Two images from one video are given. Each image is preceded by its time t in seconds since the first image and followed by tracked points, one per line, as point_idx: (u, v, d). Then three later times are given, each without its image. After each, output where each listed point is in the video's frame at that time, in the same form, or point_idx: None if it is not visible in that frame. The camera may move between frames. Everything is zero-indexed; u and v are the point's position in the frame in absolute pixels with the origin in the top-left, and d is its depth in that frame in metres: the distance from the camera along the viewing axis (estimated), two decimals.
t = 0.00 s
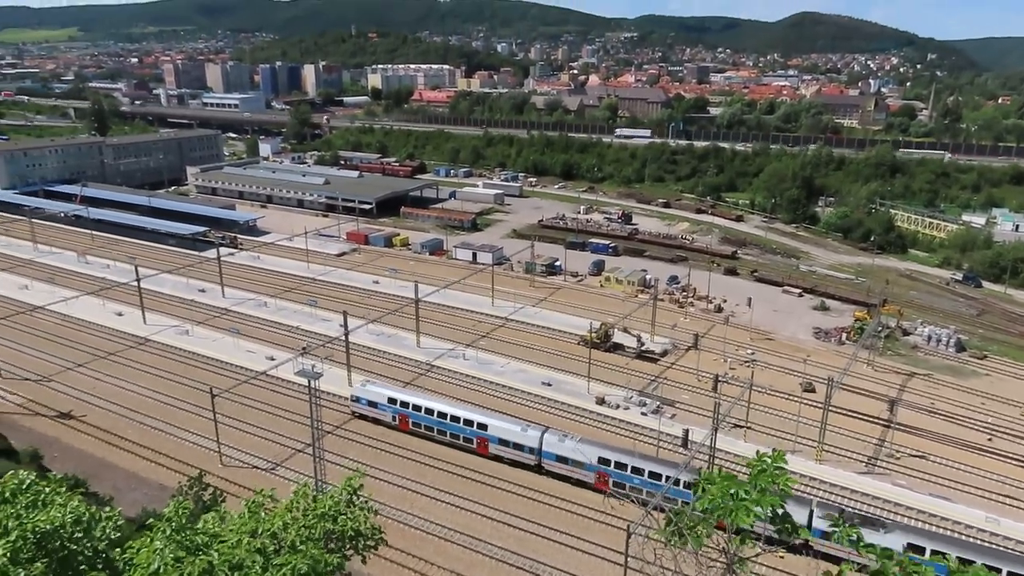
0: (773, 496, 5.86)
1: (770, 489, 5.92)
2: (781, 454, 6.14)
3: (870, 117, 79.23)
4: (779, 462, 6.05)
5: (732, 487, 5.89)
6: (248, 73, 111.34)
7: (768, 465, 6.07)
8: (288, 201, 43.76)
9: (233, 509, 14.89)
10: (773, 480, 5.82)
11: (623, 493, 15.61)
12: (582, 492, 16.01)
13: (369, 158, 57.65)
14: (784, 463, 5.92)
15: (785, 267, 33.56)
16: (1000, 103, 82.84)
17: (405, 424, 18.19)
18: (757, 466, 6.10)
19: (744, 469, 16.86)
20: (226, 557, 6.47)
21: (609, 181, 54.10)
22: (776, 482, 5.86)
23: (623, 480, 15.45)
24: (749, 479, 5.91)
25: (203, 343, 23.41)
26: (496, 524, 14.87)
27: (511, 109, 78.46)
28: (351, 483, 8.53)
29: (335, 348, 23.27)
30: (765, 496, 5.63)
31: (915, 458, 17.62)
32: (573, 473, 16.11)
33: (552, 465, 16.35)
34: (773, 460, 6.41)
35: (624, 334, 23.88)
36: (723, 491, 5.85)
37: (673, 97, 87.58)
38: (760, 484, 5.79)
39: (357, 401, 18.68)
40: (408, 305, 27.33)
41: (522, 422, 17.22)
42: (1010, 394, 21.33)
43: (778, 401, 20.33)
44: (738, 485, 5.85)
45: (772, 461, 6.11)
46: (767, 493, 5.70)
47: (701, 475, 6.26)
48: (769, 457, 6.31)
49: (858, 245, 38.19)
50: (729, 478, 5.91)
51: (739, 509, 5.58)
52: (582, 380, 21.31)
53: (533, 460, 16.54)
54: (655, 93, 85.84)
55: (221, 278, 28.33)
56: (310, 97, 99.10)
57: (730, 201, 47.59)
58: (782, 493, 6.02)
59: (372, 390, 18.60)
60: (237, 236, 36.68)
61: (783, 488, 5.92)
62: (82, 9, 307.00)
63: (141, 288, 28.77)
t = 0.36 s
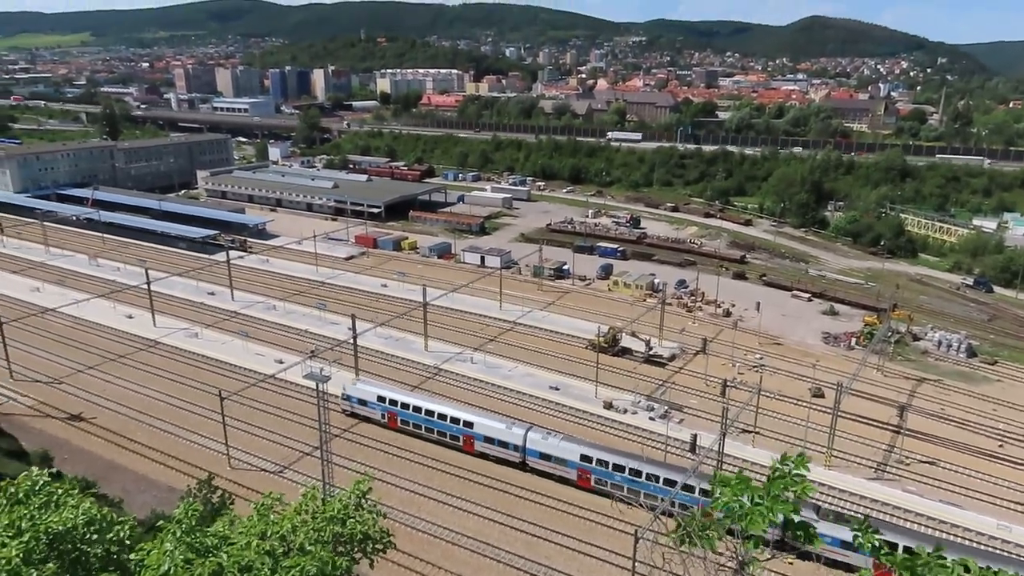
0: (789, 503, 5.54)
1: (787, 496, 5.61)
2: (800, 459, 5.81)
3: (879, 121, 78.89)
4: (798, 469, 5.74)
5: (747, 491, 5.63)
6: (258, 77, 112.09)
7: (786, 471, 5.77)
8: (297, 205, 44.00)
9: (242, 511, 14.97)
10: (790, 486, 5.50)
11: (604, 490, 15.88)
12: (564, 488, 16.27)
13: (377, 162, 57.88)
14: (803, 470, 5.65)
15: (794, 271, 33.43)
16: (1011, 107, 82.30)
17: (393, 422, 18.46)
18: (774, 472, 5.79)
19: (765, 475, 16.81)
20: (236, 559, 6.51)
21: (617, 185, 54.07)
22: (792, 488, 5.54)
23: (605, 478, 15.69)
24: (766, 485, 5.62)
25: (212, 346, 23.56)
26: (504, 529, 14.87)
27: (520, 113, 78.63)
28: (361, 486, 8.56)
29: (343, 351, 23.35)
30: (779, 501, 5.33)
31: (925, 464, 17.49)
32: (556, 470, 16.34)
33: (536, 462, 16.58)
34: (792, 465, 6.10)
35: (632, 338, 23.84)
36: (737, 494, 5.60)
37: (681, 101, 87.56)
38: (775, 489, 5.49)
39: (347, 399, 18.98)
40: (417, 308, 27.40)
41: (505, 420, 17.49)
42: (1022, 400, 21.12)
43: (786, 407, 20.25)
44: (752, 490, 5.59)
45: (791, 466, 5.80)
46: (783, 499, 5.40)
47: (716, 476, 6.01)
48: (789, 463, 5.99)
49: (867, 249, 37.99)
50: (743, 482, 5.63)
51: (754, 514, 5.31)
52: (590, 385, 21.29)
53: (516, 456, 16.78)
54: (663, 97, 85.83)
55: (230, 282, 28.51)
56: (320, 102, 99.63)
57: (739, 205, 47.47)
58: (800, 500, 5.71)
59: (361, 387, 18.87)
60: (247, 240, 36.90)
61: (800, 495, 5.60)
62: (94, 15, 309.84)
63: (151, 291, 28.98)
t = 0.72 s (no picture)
0: (802, 513, 5.41)
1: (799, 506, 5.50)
2: (815, 468, 5.68)
3: (889, 125, 78.48)
4: (812, 477, 5.62)
5: (758, 500, 5.53)
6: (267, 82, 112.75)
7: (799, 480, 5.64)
8: (306, 209, 44.17)
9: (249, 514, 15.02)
10: (804, 495, 5.39)
11: (587, 487, 16.06)
12: (547, 486, 16.49)
13: (386, 166, 58.06)
14: (816, 479, 5.55)
15: (803, 276, 33.28)
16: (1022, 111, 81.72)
17: (383, 420, 18.71)
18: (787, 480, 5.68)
19: (776, 481, 16.70)
20: (244, 562, 6.52)
21: (625, 189, 54.02)
22: (805, 497, 5.43)
23: (588, 475, 15.91)
24: (780, 493, 5.53)
25: (220, 349, 23.65)
26: (510, 533, 14.84)
27: (528, 117, 78.78)
28: (368, 490, 8.56)
29: (351, 354, 23.39)
30: (790, 510, 5.22)
31: (936, 470, 17.34)
32: (539, 468, 16.58)
33: (521, 460, 16.81)
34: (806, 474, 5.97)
35: (640, 342, 23.76)
36: (748, 502, 5.52)
37: (690, 105, 87.43)
38: (788, 498, 5.38)
39: (339, 396, 19.29)
40: (424, 312, 27.42)
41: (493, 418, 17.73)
42: None
43: (796, 412, 20.14)
44: (763, 500, 5.49)
45: (805, 475, 5.69)
46: (796, 508, 5.30)
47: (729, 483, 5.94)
48: (802, 472, 5.88)
49: (877, 254, 37.77)
50: (757, 489, 5.54)
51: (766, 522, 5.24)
52: (597, 389, 21.24)
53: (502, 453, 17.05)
54: (672, 101, 85.74)
55: (238, 285, 28.63)
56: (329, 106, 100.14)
57: (747, 210, 47.32)
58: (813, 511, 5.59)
59: (353, 385, 19.14)
60: (256, 243, 37.05)
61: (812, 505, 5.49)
62: (107, 20, 312.92)
63: (161, 294, 29.14)
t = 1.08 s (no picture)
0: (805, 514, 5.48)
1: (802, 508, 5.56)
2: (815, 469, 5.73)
3: (894, 127, 78.36)
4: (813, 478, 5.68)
5: (763, 501, 5.58)
6: (273, 84, 113.26)
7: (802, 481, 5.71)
8: (311, 211, 44.31)
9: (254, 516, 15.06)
10: (806, 496, 5.46)
11: (569, 482, 16.29)
12: (544, 485, 16.58)
13: (390, 169, 58.18)
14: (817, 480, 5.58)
15: (808, 278, 33.23)
16: None
17: (369, 416, 19.05)
18: (790, 483, 5.74)
19: (779, 482, 16.67)
20: (249, 561, 6.55)
21: (630, 191, 54.02)
22: (808, 499, 5.49)
23: (567, 470, 16.15)
24: (782, 495, 5.58)
25: (225, 351, 23.76)
26: (515, 536, 14.85)
27: (532, 120, 78.91)
28: (372, 491, 8.60)
29: (356, 357, 23.45)
30: (795, 509, 5.27)
31: (942, 473, 17.28)
32: (521, 463, 16.84)
33: (502, 454, 17.11)
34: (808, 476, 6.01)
35: (645, 345, 23.76)
36: (752, 504, 5.57)
37: (694, 108, 87.48)
38: (792, 499, 5.46)
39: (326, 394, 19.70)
40: (429, 314, 27.47)
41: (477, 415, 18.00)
42: None
43: (800, 414, 20.10)
44: (768, 500, 5.54)
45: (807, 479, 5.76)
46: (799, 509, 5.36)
47: (732, 486, 5.98)
48: (804, 475, 5.95)
49: (882, 256, 37.68)
50: (760, 493, 5.60)
51: (770, 522, 5.28)
52: (602, 391, 21.24)
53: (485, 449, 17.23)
54: (676, 103, 85.77)
55: (244, 287, 28.74)
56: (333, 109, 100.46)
57: (752, 212, 47.29)
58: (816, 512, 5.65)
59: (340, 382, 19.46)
60: (261, 245, 37.19)
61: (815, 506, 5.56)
62: (113, 24, 314.36)
63: (166, 296, 29.27)
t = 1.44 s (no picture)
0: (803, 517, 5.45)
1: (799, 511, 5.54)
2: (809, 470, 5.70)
3: (904, 132, 77.98)
4: (807, 478, 5.64)
5: (759, 507, 5.54)
6: (282, 89, 113.94)
7: (796, 481, 5.66)
8: (319, 215, 44.48)
9: (261, 518, 15.10)
10: (800, 498, 5.44)
11: (550, 479, 16.57)
12: (551, 490, 16.56)
13: (399, 173, 58.34)
14: (812, 482, 5.57)
15: (816, 282, 33.11)
16: None
17: (360, 414, 19.34)
18: (785, 484, 5.71)
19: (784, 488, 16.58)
20: (255, 562, 6.59)
21: (638, 196, 53.94)
22: (803, 501, 5.46)
23: (550, 466, 16.39)
24: (778, 497, 5.55)
25: (234, 353, 23.88)
26: (521, 540, 14.82)
27: (540, 124, 78.98)
28: (379, 493, 8.58)
29: (363, 360, 23.52)
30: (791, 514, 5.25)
31: (952, 480, 17.14)
32: (507, 461, 17.09)
33: (488, 452, 17.34)
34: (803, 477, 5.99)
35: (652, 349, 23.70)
36: (749, 509, 5.53)
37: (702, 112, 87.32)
38: (788, 502, 5.43)
39: (319, 392, 20.02)
40: (436, 318, 27.51)
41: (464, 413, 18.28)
42: None
43: (808, 420, 20.00)
44: (765, 505, 5.51)
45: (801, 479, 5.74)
46: (795, 512, 5.33)
47: (728, 491, 5.95)
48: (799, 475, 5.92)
49: (892, 261, 37.48)
50: (755, 497, 5.58)
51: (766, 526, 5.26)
52: (609, 396, 21.20)
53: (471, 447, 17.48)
54: (684, 107, 85.62)
55: (252, 290, 28.88)
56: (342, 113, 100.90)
57: (760, 216, 47.16)
58: (812, 513, 5.61)
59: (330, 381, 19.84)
60: (270, 248, 37.37)
61: (811, 507, 5.52)
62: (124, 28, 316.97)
63: (176, 299, 29.45)
